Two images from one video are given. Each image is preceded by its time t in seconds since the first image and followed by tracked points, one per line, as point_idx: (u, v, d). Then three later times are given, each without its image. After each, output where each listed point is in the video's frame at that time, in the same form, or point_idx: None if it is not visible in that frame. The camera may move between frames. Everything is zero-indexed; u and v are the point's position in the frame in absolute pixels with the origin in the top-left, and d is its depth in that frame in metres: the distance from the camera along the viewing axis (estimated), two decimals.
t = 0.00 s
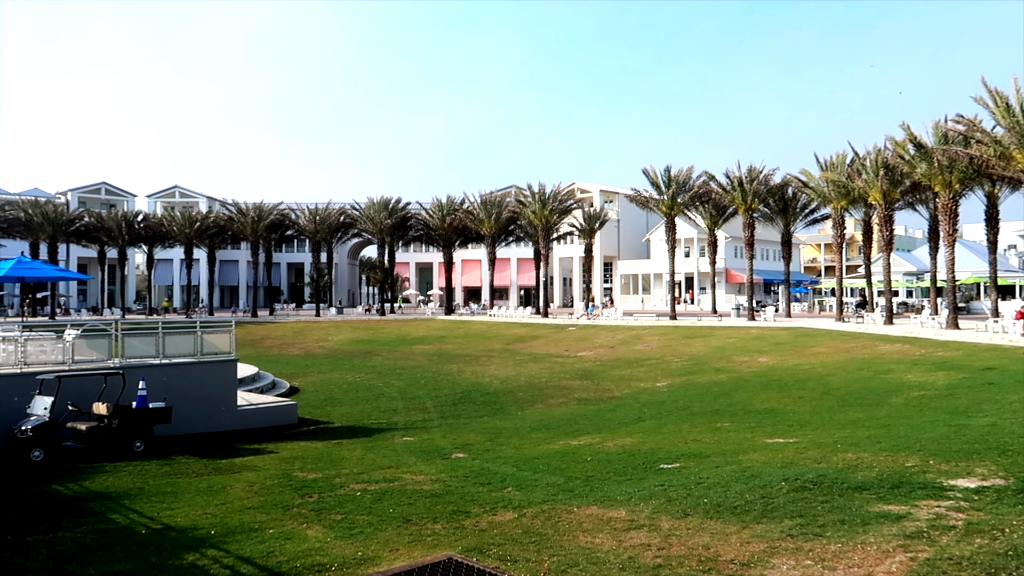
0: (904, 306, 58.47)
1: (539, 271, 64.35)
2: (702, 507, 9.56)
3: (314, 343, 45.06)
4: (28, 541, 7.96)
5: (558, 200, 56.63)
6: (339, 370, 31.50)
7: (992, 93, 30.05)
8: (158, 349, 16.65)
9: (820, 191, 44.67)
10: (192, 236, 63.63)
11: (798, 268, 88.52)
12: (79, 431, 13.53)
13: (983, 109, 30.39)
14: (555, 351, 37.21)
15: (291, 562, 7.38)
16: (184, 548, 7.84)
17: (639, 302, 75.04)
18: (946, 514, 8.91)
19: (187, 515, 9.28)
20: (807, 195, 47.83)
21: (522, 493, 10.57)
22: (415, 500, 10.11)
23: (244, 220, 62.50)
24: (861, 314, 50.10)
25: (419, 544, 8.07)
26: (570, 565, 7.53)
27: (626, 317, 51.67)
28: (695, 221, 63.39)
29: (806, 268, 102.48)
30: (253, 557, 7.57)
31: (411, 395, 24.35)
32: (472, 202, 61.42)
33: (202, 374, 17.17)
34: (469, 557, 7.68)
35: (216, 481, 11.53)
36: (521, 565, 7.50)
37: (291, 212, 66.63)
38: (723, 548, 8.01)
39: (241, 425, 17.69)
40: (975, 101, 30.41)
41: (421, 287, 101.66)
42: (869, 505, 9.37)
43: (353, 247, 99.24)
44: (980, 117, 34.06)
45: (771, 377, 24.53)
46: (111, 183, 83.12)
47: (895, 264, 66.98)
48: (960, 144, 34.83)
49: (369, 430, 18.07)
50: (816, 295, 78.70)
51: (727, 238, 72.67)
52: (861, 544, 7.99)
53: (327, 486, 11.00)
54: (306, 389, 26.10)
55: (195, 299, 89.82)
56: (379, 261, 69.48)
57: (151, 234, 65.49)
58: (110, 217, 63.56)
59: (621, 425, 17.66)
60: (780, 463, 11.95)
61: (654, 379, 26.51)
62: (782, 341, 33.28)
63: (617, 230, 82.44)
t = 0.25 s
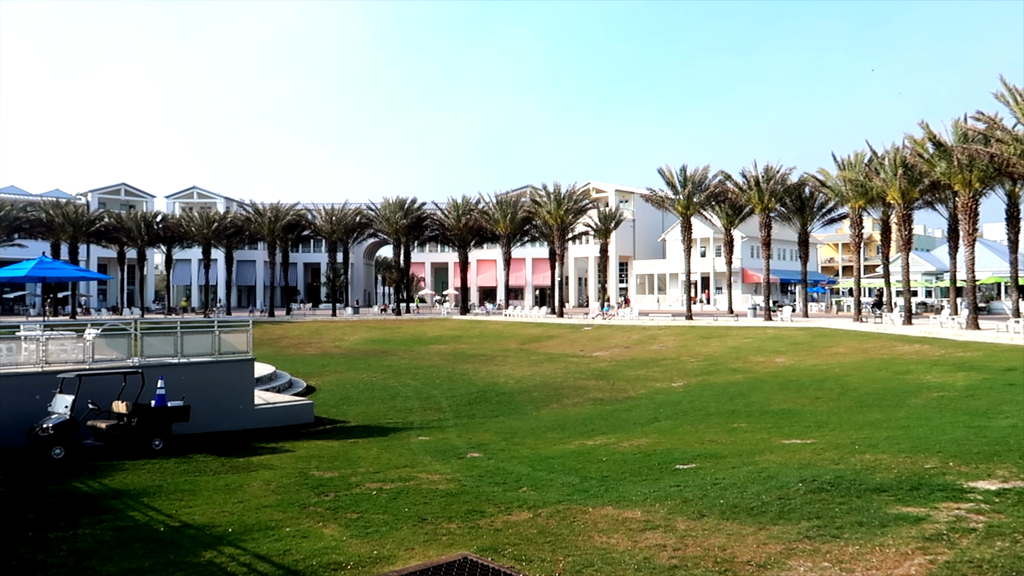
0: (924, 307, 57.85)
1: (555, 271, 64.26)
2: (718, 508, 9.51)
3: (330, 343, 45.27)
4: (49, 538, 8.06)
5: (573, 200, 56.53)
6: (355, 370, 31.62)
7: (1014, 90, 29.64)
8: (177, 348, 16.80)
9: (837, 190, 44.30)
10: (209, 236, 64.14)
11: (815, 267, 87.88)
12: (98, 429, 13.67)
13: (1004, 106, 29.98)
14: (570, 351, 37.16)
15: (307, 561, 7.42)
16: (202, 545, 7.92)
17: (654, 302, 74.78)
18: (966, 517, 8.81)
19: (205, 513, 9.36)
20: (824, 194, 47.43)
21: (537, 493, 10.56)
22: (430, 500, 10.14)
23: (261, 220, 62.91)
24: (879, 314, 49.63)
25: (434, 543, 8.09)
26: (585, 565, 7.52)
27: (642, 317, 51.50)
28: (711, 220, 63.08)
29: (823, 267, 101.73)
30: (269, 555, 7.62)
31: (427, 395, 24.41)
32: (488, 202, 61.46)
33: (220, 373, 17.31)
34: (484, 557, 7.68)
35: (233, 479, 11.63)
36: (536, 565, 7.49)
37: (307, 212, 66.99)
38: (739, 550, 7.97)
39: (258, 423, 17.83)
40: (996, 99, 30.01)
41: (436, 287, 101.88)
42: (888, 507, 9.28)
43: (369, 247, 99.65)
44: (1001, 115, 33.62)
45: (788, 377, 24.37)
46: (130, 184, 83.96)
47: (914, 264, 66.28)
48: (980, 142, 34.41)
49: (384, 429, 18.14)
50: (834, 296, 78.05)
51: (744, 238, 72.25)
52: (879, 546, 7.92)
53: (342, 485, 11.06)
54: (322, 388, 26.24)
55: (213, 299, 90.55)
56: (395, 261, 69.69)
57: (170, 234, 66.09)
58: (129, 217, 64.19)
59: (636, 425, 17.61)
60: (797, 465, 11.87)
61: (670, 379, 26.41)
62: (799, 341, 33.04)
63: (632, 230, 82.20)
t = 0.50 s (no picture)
0: (942, 307, 57.22)
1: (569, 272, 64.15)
2: (733, 510, 9.45)
3: (345, 343, 45.44)
4: (67, 536, 8.14)
5: (588, 200, 56.40)
6: (370, 370, 31.73)
7: None
8: (193, 348, 16.93)
9: (854, 190, 43.89)
10: (226, 237, 64.59)
11: (832, 268, 87.19)
12: (116, 429, 13.80)
13: None
14: (585, 352, 37.07)
15: (322, 560, 7.45)
16: (217, 544, 7.96)
17: (669, 303, 74.47)
18: (985, 520, 8.70)
19: (221, 512, 9.42)
20: (841, 194, 47.02)
21: (551, 494, 10.54)
22: (444, 500, 10.14)
23: (276, 221, 63.26)
24: (897, 315, 49.14)
25: (448, 543, 8.09)
26: (600, 566, 7.50)
27: (656, 317, 51.31)
28: (726, 220, 62.71)
29: (840, 268, 100.91)
30: (284, 554, 7.65)
31: (441, 395, 24.44)
32: (502, 202, 61.47)
33: (236, 373, 17.44)
34: (498, 558, 7.67)
35: (249, 479, 11.69)
36: (550, 567, 7.47)
37: (322, 213, 67.29)
38: (755, 552, 7.91)
39: (273, 423, 17.94)
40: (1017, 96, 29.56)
41: (451, 287, 102.05)
42: (906, 510, 9.18)
43: (383, 248, 99.98)
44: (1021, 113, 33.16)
45: (804, 378, 24.18)
46: (147, 186, 84.75)
47: (932, 264, 65.57)
48: (1000, 141, 33.95)
49: (399, 430, 18.18)
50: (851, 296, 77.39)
51: (759, 238, 71.80)
52: (897, 549, 7.83)
53: (357, 485, 11.09)
54: (337, 388, 26.34)
55: (229, 299, 91.19)
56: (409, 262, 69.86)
57: (187, 235, 66.61)
58: (146, 219, 64.72)
59: (651, 426, 17.54)
60: (813, 466, 11.78)
61: (685, 380, 26.29)
62: (815, 342, 32.77)
63: (646, 230, 81.93)
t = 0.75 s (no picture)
0: (961, 308, 56.58)
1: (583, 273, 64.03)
2: (749, 512, 9.38)
3: (359, 344, 45.60)
4: (84, 535, 8.21)
5: (602, 201, 56.28)
6: (384, 370, 31.82)
7: None
8: (208, 349, 17.04)
9: (871, 190, 43.50)
10: (241, 238, 65.03)
11: (848, 268, 86.46)
12: (132, 428, 13.90)
13: None
14: (599, 353, 36.99)
15: (337, 561, 7.47)
16: (232, 544, 8.01)
17: (684, 304, 74.14)
18: (1004, 524, 8.58)
19: (236, 512, 9.47)
20: (858, 194, 46.62)
21: (565, 496, 10.52)
22: (458, 501, 10.14)
23: (291, 222, 63.60)
24: (915, 316, 48.65)
25: (462, 544, 8.09)
26: (614, 568, 7.47)
27: (671, 318, 51.11)
28: (741, 220, 62.33)
29: (857, 268, 100.06)
30: (299, 554, 7.69)
31: (455, 396, 24.48)
32: (516, 203, 61.48)
33: (251, 373, 17.54)
34: (512, 559, 7.65)
35: (264, 479, 11.75)
36: (564, 568, 7.46)
37: (337, 214, 67.58)
38: (770, 555, 7.85)
39: (287, 423, 18.03)
40: None
41: (465, 288, 102.20)
42: (923, 513, 9.08)
43: (397, 249, 100.26)
44: None
45: (820, 380, 23.99)
46: (164, 187, 85.52)
47: (951, 265, 64.86)
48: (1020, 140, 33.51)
49: (413, 430, 18.22)
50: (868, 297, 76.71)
51: (775, 238, 71.34)
52: (915, 553, 7.74)
53: (372, 485, 11.13)
54: (351, 389, 26.44)
55: (245, 300, 91.80)
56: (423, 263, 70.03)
57: (203, 236, 67.09)
58: (163, 220, 65.23)
59: (665, 428, 17.48)
60: (829, 469, 11.69)
61: (700, 381, 26.16)
62: (831, 343, 32.51)
63: (661, 231, 81.65)
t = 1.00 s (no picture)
0: (980, 309, 55.95)
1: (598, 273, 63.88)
2: (764, 515, 9.31)
3: (374, 344, 45.75)
4: (101, 534, 8.29)
5: (616, 201, 56.15)
6: (398, 371, 31.90)
7: None
8: (224, 349, 17.15)
9: (888, 190, 43.13)
10: (257, 239, 65.47)
11: (865, 269, 85.76)
12: (150, 428, 14.03)
13: None
14: (613, 354, 36.90)
15: (351, 561, 7.49)
16: (248, 544, 8.05)
17: (698, 304, 73.84)
18: None
19: (251, 511, 9.53)
20: (874, 194, 46.20)
21: (579, 497, 10.50)
22: (472, 501, 10.15)
23: (306, 223, 63.92)
24: (933, 317, 48.14)
25: (476, 545, 8.09)
26: (628, 569, 7.44)
27: (685, 319, 50.89)
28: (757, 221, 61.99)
29: (874, 269, 99.23)
30: (314, 554, 7.72)
31: (469, 396, 24.50)
32: (530, 204, 61.45)
33: (267, 374, 17.65)
34: (526, 561, 7.64)
35: (279, 478, 11.81)
36: (578, 569, 7.45)
37: (352, 215, 67.85)
38: (786, 558, 7.78)
39: (303, 424, 18.14)
40: None
41: (479, 289, 102.35)
42: (942, 516, 8.97)
43: (412, 250, 100.54)
44: None
45: (836, 381, 23.79)
46: (181, 189, 86.28)
47: (969, 265, 64.17)
48: None
49: (427, 430, 18.26)
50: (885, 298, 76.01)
51: (791, 239, 70.85)
52: (933, 556, 7.65)
53: (387, 485, 11.16)
54: (366, 389, 26.55)
55: (260, 301, 92.42)
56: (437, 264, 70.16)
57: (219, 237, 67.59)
58: (179, 221, 65.77)
59: (680, 429, 17.42)
60: (846, 471, 11.58)
61: (715, 382, 26.03)
62: (848, 344, 32.24)
63: (676, 231, 81.35)
